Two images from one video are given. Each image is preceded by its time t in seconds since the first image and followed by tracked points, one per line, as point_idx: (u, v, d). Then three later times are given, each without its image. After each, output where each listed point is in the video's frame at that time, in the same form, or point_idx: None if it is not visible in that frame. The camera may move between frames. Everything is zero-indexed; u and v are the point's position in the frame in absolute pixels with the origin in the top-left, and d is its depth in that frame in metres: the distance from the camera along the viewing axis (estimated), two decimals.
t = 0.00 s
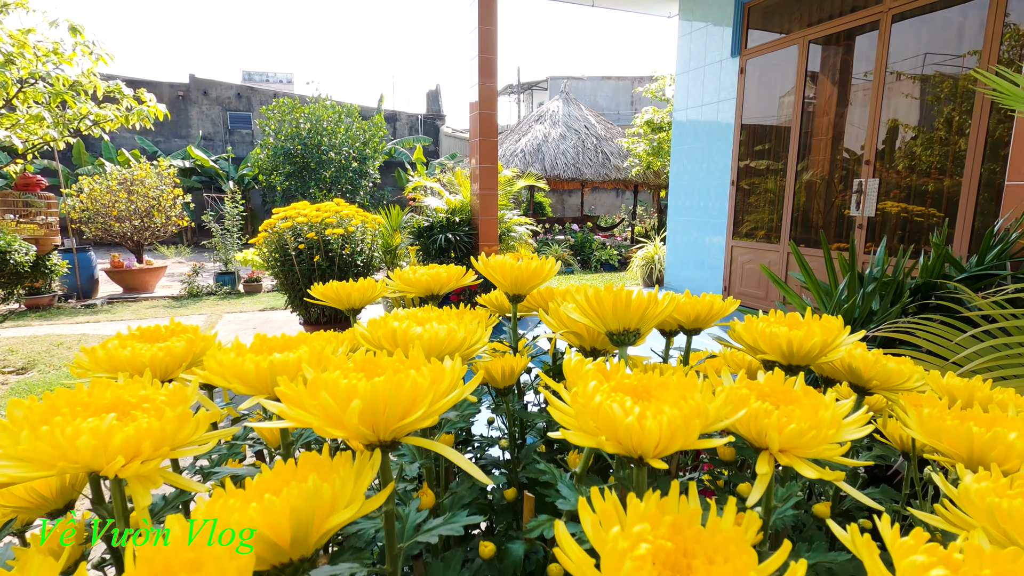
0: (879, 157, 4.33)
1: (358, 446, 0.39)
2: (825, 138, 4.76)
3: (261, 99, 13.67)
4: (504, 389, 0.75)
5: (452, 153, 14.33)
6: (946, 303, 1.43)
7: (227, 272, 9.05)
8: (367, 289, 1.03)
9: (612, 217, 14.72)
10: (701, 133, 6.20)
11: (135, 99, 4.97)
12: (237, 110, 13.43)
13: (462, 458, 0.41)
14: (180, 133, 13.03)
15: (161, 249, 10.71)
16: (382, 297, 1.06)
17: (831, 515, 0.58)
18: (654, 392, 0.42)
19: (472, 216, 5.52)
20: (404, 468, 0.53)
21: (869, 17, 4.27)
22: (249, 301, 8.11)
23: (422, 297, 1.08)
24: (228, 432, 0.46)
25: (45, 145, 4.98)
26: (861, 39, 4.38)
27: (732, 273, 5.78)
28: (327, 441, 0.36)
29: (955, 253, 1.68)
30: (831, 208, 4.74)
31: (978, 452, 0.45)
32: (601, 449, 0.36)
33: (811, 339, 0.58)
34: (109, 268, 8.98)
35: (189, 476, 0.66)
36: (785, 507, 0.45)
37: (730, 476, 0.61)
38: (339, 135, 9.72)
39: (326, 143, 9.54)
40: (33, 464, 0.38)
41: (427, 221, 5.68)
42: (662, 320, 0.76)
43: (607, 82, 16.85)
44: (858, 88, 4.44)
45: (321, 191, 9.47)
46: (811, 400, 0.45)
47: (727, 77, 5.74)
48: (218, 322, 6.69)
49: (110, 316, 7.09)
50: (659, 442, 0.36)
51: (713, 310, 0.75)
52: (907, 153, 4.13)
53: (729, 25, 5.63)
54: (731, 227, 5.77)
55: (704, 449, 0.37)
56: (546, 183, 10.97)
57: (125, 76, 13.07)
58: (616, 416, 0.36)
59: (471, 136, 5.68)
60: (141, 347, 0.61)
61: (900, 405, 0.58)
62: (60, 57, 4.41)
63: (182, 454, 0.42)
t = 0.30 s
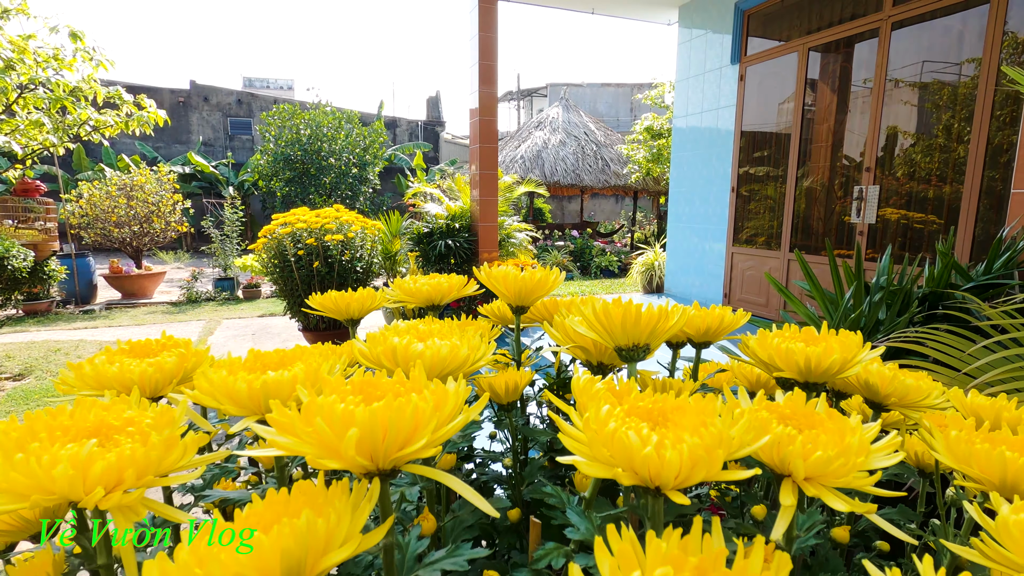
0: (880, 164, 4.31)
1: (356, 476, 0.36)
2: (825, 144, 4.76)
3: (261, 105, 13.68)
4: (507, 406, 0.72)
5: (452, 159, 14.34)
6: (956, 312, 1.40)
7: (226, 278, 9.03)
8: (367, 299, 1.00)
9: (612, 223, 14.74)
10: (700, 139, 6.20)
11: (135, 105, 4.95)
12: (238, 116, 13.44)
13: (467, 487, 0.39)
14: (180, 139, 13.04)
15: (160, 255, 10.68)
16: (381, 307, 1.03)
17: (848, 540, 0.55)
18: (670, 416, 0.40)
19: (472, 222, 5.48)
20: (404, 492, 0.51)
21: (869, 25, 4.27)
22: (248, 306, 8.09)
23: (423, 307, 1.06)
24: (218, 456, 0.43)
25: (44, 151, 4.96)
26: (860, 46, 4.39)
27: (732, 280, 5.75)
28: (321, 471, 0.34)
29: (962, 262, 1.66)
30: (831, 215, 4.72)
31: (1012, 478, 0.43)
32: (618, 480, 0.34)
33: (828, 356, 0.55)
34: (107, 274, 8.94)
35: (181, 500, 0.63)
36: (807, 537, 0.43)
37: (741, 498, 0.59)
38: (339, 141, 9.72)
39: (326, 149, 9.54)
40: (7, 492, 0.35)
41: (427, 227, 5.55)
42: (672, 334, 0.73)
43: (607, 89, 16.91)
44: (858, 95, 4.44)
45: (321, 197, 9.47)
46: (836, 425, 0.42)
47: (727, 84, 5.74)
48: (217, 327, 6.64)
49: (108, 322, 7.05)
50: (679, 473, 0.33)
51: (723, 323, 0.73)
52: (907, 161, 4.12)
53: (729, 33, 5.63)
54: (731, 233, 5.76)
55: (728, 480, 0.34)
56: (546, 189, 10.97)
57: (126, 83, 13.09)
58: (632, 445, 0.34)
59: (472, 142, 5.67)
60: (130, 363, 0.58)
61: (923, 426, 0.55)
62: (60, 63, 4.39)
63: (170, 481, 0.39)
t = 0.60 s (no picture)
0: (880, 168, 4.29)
1: (351, 507, 0.33)
2: (825, 149, 4.75)
3: (262, 109, 13.68)
4: (511, 421, 0.69)
5: (452, 163, 14.35)
6: (967, 321, 1.38)
7: (226, 282, 9.00)
8: (366, 307, 0.98)
9: (612, 227, 14.74)
10: (700, 144, 6.20)
11: (135, 109, 4.93)
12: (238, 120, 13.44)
13: (469, 519, 0.36)
14: (181, 143, 13.04)
15: (160, 259, 10.65)
16: (381, 316, 1.01)
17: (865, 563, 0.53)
18: (688, 442, 0.37)
19: (472, 226, 5.46)
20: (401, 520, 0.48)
21: (869, 30, 4.26)
22: (247, 310, 8.06)
23: (422, 316, 1.03)
24: (205, 482, 0.41)
25: (44, 154, 4.94)
26: (860, 51, 4.38)
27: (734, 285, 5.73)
28: (314, 503, 0.32)
29: (970, 269, 1.64)
30: (832, 220, 4.70)
31: None
32: (634, 514, 0.31)
33: (847, 372, 0.53)
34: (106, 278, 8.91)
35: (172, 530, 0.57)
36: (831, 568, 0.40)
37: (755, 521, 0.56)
38: (339, 145, 9.72)
39: (326, 153, 9.54)
40: None
41: (427, 232, 5.51)
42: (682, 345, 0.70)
43: (607, 94, 16.94)
44: (857, 99, 4.43)
45: (321, 202, 9.46)
46: (864, 450, 0.39)
47: (727, 88, 5.73)
48: (216, 332, 6.62)
49: (107, 326, 7.02)
50: (700, 508, 0.31)
51: (734, 334, 0.70)
52: (907, 166, 4.10)
53: (729, 38, 5.63)
54: (732, 238, 5.74)
55: (754, 513, 0.32)
56: (546, 193, 10.97)
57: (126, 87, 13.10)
58: (649, 474, 0.31)
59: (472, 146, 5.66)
60: (115, 378, 0.56)
61: (948, 445, 0.52)
62: (59, 67, 4.38)
63: (156, 508, 0.37)
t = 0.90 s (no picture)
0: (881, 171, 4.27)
1: (345, 538, 0.31)
2: (825, 152, 4.73)
3: (262, 112, 13.67)
4: (515, 435, 0.67)
5: (452, 165, 14.35)
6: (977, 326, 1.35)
7: (225, 284, 8.96)
8: (365, 313, 0.96)
9: (612, 229, 14.74)
10: (700, 146, 6.18)
11: (135, 111, 4.90)
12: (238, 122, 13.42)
13: (471, 551, 0.34)
14: (181, 145, 13.03)
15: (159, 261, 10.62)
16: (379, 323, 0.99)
17: None
18: (704, 468, 0.35)
19: (472, 229, 5.44)
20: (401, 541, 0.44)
21: (870, 33, 4.25)
22: (247, 313, 8.03)
23: (422, 325, 1.01)
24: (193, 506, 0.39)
25: (44, 156, 4.91)
26: (860, 54, 4.37)
27: (736, 288, 5.70)
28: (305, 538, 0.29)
29: (977, 274, 1.61)
30: (833, 223, 4.68)
31: None
32: (650, 550, 0.29)
33: (865, 388, 0.51)
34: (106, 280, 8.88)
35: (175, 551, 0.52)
36: None
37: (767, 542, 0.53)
38: (339, 147, 9.71)
39: (327, 155, 9.54)
40: None
41: (427, 234, 5.48)
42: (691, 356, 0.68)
43: (606, 96, 16.94)
44: (858, 102, 4.42)
45: (321, 204, 9.45)
46: (891, 477, 0.37)
47: (727, 91, 5.72)
48: (215, 334, 6.58)
49: (106, 329, 6.98)
50: (722, 544, 0.28)
51: (743, 345, 0.68)
52: (907, 168, 4.08)
53: (730, 41, 5.62)
54: (733, 240, 5.71)
55: (778, 550, 0.29)
56: (546, 196, 10.95)
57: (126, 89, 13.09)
58: (665, 507, 0.29)
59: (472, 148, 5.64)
60: (104, 393, 0.53)
61: (971, 465, 0.50)
62: (59, 69, 4.35)
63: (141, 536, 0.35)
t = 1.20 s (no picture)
0: (883, 173, 4.24)
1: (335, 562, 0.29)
2: (826, 153, 4.72)
3: (262, 113, 13.65)
4: (517, 444, 0.65)
5: (453, 167, 14.34)
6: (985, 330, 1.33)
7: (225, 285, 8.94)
8: (363, 318, 0.94)
9: (612, 230, 14.74)
10: (701, 148, 6.17)
11: (135, 112, 4.87)
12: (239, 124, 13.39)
13: None
14: (181, 146, 13.02)
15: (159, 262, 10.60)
16: (378, 327, 0.97)
17: None
18: (719, 487, 0.33)
19: (472, 230, 5.42)
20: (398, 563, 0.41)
21: (871, 35, 4.23)
22: (247, 314, 8.01)
23: (422, 329, 0.99)
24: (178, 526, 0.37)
25: (43, 158, 4.88)
26: (861, 56, 4.36)
27: (737, 290, 5.68)
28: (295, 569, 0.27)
29: (984, 278, 1.59)
30: (834, 224, 4.66)
31: None
32: None
33: (883, 398, 0.49)
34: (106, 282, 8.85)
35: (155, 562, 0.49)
36: None
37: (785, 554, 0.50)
38: (340, 148, 9.71)
39: (327, 157, 9.54)
40: None
41: (427, 236, 5.46)
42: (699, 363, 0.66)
43: (607, 98, 16.95)
44: (858, 104, 4.41)
45: (321, 205, 9.44)
46: (916, 497, 0.35)
47: (728, 92, 5.70)
48: (215, 336, 6.56)
49: (105, 330, 6.96)
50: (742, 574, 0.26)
51: (752, 351, 0.66)
52: (907, 169, 4.06)
53: (731, 42, 5.61)
54: (734, 242, 5.69)
55: None
56: (546, 197, 10.94)
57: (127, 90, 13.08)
58: (678, 531, 0.27)
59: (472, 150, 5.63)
60: (93, 402, 0.52)
61: (994, 480, 0.48)
62: (59, 70, 4.31)
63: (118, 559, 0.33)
